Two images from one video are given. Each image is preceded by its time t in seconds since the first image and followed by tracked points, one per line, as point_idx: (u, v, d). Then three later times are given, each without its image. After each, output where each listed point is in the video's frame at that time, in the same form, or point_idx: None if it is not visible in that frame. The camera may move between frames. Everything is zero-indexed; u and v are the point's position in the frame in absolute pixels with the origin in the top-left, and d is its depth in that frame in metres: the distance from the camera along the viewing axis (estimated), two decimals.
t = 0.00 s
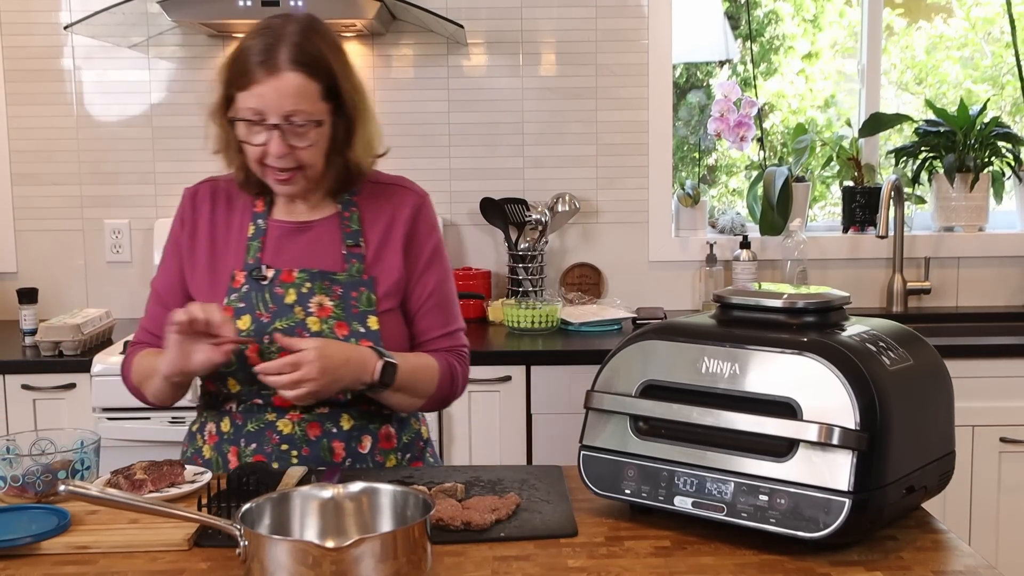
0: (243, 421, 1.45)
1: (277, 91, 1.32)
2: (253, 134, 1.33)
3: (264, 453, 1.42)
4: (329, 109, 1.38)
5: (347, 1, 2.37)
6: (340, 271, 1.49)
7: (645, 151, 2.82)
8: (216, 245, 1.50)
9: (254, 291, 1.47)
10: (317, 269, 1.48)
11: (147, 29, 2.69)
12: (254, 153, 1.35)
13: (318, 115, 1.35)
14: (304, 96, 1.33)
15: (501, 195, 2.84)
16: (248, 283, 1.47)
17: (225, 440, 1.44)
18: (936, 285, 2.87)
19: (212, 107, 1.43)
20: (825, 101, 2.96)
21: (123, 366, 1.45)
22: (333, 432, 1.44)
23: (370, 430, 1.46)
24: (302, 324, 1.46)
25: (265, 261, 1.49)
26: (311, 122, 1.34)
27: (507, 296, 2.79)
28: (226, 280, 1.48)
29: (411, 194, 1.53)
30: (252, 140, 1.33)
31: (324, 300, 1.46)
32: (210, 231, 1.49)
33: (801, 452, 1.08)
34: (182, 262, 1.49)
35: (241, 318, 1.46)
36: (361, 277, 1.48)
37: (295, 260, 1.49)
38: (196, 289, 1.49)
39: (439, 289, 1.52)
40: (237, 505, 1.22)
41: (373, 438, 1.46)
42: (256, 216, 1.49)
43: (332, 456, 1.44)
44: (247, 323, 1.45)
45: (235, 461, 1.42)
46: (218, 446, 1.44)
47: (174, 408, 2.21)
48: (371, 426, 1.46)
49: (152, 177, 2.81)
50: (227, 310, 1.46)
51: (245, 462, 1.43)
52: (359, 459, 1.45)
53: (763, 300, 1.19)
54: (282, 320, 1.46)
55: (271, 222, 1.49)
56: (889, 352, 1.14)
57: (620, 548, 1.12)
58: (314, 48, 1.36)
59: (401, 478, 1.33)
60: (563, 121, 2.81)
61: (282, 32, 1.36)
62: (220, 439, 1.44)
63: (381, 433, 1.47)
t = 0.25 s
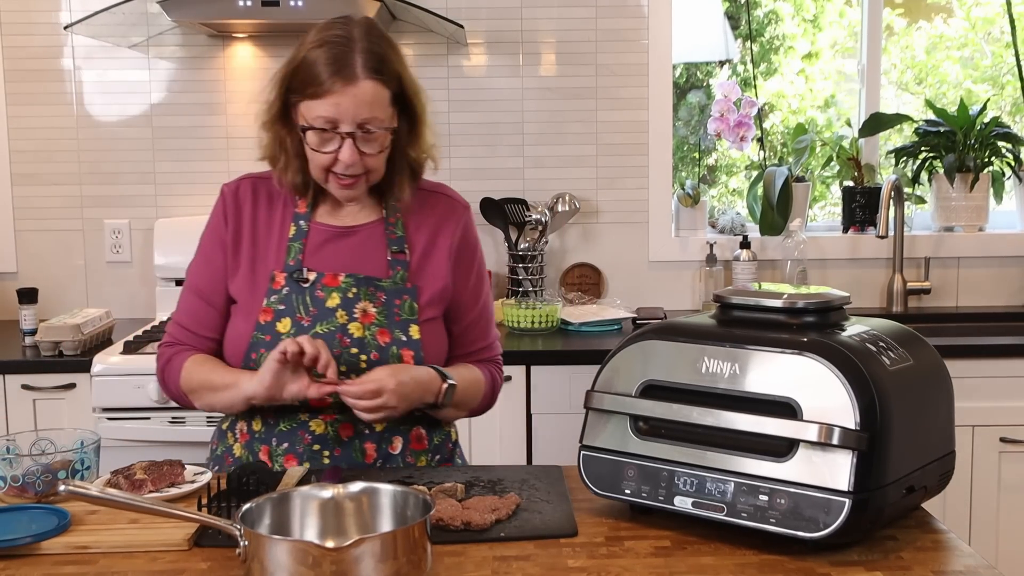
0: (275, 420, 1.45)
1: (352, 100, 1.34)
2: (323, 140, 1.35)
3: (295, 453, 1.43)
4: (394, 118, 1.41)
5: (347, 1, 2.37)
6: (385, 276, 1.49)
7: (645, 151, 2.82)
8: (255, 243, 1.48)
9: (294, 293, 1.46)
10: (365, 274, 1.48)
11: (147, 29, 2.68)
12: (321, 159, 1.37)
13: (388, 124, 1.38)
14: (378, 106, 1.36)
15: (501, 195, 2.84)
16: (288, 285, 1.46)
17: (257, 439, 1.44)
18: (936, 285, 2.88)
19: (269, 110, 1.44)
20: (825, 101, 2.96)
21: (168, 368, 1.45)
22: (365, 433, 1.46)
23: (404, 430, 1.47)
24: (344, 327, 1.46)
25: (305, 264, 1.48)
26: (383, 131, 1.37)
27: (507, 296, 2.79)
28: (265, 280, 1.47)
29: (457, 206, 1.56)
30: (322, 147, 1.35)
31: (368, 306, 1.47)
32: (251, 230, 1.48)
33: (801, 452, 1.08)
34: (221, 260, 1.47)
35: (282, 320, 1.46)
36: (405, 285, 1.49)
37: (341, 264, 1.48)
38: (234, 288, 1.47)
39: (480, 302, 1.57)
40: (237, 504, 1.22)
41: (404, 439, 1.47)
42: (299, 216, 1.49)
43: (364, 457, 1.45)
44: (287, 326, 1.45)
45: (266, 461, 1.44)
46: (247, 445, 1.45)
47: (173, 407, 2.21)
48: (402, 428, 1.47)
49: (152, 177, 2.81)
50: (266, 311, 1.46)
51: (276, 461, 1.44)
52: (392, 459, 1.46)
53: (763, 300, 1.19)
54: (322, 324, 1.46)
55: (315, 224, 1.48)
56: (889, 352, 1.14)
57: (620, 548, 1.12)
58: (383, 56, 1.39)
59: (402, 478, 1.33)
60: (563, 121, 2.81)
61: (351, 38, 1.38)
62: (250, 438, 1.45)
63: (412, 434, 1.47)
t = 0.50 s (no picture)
0: (287, 420, 1.45)
1: (360, 105, 1.33)
2: (332, 144, 1.35)
3: (306, 454, 1.43)
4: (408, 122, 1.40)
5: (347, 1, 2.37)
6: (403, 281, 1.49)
7: (645, 151, 2.82)
8: (275, 243, 1.49)
9: (312, 294, 1.46)
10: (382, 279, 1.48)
11: (147, 29, 2.68)
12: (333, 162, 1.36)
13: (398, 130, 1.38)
14: (387, 112, 1.35)
15: (501, 195, 2.84)
16: (306, 286, 1.46)
17: (269, 438, 1.44)
18: (936, 285, 2.88)
19: (290, 109, 1.45)
20: (825, 101, 2.96)
21: (185, 364, 1.46)
22: (377, 436, 1.45)
23: (417, 434, 1.46)
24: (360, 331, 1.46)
25: (325, 267, 1.48)
26: (393, 137, 1.36)
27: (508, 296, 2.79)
28: (284, 280, 1.48)
29: (478, 210, 1.54)
30: (332, 151, 1.35)
31: (384, 311, 1.46)
32: (271, 228, 1.49)
33: (801, 452, 1.08)
34: (240, 259, 1.48)
35: (298, 321, 1.45)
36: (422, 291, 1.48)
37: (358, 269, 1.48)
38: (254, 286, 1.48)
39: (500, 305, 1.55)
40: (237, 504, 1.22)
41: (417, 443, 1.46)
42: (319, 217, 1.49)
43: (375, 459, 1.44)
44: (302, 327, 1.45)
45: (275, 461, 1.43)
46: (259, 444, 1.45)
47: (172, 407, 2.21)
48: (415, 432, 1.46)
49: (152, 177, 2.81)
50: (283, 311, 1.45)
51: (286, 462, 1.43)
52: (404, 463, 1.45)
53: (762, 300, 1.19)
54: (338, 328, 1.46)
55: (334, 226, 1.49)
56: (889, 352, 1.14)
57: (620, 548, 1.12)
58: (396, 60, 1.37)
59: (402, 478, 1.33)
60: (563, 121, 2.81)
61: (365, 42, 1.36)
62: (262, 437, 1.45)
63: (426, 438, 1.47)
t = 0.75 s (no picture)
0: (285, 419, 1.46)
1: (299, 97, 1.29)
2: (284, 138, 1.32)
3: (302, 452, 1.43)
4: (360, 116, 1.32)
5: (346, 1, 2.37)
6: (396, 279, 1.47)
7: (645, 151, 2.82)
8: (273, 243, 1.50)
9: (307, 292, 1.46)
10: (373, 276, 1.47)
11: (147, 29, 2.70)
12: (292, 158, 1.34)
13: (344, 121, 1.30)
14: (324, 102, 1.29)
15: (501, 195, 2.83)
16: (302, 283, 1.46)
17: (268, 436, 1.46)
18: (936, 285, 2.88)
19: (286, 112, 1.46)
20: (825, 101, 2.96)
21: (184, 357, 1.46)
22: (373, 438, 1.45)
23: (415, 436, 1.47)
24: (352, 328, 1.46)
25: (321, 263, 1.48)
26: (334, 128, 1.29)
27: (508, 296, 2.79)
28: (283, 277, 1.49)
29: (476, 205, 1.51)
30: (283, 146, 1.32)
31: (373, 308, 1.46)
32: (272, 226, 1.50)
33: (801, 451, 1.08)
34: (242, 255, 1.50)
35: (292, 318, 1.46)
36: (416, 289, 1.46)
37: (351, 266, 1.47)
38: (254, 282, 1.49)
39: (498, 297, 1.48)
40: (236, 504, 1.22)
41: (414, 446, 1.46)
42: (318, 216, 1.49)
43: (371, 460, 1.44)
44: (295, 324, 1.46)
45: (272, 459, 1.44)
46: (258, 443, 1.46)
47: (172, 407, 2.21)
48: (412, 435, 1.47)
49: (152, 177, 2.81)
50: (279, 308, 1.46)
51: (283, 460, 1.43)
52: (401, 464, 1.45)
53: (762, 300, 1.19)
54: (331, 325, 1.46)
55: (333, 224, 1.49)
56: (889, 352, 1.14)
57: (620, 548, 1.12)
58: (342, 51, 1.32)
59: (402, 478, 1.33)
60: (563, 121, 2.81)
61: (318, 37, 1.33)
62: (261, 436, 1.46)
63: (423, 441, 1.47)
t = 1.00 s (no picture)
0: (278, 420, 1.47)
1: (264, 88, 1.35)
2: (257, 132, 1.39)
3: (296, 453, 1.43)
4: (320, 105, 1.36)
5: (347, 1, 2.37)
6: (377, 274, 1.48)
7: (645, 151, 2.82)
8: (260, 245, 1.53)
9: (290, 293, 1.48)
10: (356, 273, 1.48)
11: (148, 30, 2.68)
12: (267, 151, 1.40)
13: (306, 110, 1.35)
14: (287, 92, 1.34)
15: (501, 195, 2.84)
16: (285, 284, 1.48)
17: (263, 438, 1.47)
18: (936, 286, 2.88)
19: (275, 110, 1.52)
20: (825, 101, 2.96)
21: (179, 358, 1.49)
22: (365, 438, 1.45)
23: (408, 435, 1.47)
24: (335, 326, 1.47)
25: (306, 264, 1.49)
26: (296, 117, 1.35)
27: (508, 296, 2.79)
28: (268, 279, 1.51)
29: (454, 194, 1.52)
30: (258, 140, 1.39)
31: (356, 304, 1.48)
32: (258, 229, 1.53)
33: (801, 452, 1.08)
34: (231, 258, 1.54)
35: (279, 319, 1.49)
36: (397, 282, 1.46)
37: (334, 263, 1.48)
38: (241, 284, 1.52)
39: (472, 282, 1.48)
40: (237, 504, 1.22)
41: (407, 445, 1.46)
42: (302, 218, 1.51)
43: (365, 460, 1.44)
44: (282, 325, 1.49)
45: (267, 460, 1.44)
46: (254, 445, 1.47)
47: (173, 407, 2.22)
48: (405, 434, 1.47)
49: (153, 178, 2.82)
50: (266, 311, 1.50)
51: (277, 461, 1.44)
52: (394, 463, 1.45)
53: (762, 300, 1.19)
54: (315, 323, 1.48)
55: (316, 225, 1.50)
56: (889, 352, 1.14)
57: (621, 548, 1.12)
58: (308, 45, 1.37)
59: (404, 478, 1.33)
60: (563, 121, 2.81)
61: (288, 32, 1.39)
62: (257, 438, 1.47)
63: (416, 440, 1.47)
